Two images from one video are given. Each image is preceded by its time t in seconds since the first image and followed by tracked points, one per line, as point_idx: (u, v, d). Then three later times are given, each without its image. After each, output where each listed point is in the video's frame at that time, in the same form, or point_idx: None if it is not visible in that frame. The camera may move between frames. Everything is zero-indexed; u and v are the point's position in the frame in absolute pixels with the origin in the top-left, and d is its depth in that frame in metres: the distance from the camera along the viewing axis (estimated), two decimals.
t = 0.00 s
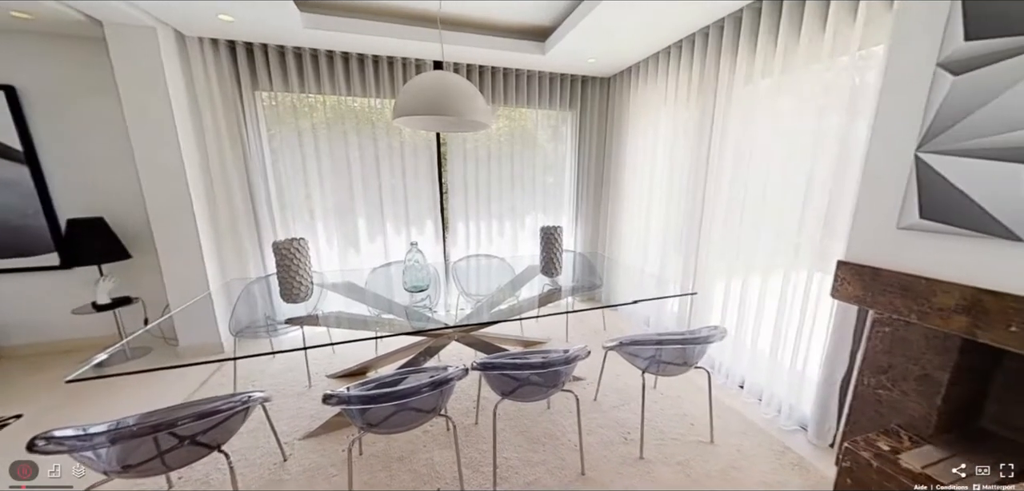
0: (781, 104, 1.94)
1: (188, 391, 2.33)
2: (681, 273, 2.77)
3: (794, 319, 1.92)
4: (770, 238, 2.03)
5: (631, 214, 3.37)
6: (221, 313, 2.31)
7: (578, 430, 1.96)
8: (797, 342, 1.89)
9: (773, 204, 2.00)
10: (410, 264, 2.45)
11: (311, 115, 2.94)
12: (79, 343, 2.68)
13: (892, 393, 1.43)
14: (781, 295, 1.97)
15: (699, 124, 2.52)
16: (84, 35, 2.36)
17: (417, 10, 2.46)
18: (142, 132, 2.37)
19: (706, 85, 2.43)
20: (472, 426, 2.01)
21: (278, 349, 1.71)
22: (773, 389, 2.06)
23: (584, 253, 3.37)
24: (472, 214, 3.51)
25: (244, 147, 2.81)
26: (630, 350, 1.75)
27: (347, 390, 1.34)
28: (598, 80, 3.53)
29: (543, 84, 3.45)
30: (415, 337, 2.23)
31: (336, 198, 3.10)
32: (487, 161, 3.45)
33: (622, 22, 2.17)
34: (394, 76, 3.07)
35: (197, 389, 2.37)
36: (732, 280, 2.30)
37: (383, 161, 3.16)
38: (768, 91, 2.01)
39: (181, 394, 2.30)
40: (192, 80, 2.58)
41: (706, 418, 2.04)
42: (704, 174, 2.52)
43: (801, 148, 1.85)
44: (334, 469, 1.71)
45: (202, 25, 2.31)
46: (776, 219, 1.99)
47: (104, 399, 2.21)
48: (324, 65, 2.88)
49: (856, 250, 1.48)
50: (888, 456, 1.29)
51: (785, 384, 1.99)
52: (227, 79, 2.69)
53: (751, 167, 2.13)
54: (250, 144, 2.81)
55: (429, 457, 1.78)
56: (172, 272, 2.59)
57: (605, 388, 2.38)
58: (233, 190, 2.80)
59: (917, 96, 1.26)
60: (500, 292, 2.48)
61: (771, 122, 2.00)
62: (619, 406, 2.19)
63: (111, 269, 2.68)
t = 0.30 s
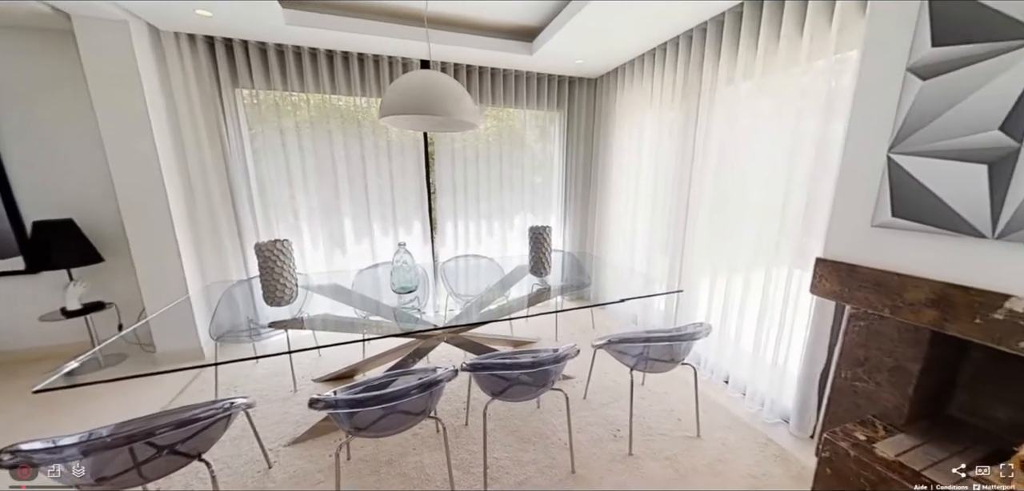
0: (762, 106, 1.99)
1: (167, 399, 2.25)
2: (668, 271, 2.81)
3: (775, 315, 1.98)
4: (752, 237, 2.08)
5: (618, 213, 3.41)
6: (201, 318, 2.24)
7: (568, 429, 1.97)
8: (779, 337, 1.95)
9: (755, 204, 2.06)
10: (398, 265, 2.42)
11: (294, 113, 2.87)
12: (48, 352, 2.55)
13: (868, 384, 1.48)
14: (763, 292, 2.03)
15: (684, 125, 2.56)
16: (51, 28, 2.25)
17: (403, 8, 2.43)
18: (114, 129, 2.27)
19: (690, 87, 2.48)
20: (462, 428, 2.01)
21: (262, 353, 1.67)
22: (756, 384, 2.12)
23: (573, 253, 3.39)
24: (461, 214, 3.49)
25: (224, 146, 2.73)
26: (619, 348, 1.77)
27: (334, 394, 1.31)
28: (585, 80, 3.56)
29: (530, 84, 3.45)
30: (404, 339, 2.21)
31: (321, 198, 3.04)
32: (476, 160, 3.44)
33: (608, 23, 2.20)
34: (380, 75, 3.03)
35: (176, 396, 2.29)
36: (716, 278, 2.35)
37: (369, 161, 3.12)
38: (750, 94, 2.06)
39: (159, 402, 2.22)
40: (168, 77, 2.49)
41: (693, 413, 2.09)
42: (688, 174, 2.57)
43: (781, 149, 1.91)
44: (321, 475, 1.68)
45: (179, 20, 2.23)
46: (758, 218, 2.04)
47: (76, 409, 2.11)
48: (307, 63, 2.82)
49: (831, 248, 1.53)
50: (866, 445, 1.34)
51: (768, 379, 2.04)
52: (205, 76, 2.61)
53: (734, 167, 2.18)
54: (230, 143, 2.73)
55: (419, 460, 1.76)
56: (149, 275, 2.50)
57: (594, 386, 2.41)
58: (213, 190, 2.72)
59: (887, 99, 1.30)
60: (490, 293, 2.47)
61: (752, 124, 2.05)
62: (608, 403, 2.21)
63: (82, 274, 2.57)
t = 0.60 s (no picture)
0: (744, 108, 2.04)
1: (144, 408, 2.16)
2: (654, 270, 2.86)
3: (757, 311, 2.03)
4: (736, 235, 2.13)
5: (606, 213, 3.45)
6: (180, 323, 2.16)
7: (558, 427, 1.99)
8: (762, 333, 2.00)
9: (738, 203, 2.11)
10: (386, 266, 2.39)
11: (277, 112, 2.80)
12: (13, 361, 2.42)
13: (846, 377, 1.54)
14: (746, 289, 2.08)
15: (670, 125, 2.61)
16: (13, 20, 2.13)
17: (389, 6, 2.40)
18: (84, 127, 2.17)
19: (675, 88, 2.52)
20: (452, 429, 1.99)
21: (244, 358, 1.62)
22: (740, 379, 2.17)
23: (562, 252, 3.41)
24: (449, 214, 3.47)
25: (203, 145, 2.64)
26: (607, 346, 1.79)
27: (320, 398, 1.28)
28: (572, 81, 3.58)
29: (518, 84, 3.45)
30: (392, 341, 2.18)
31: (306, 199, 2.98)
32: (464, 160, 3.42)
33: (595, 24, 2.22)
34: (366, 73, 2.98)
35: (153, 405, 2.20)
36: (701, 276, 2.40)
37: (355, 161, 3.07)
38: (732, 96, 2.11)
39: (136, 411, 2.14)
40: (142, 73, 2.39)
41: (680, 409, 2.13)
42: (674, 174, 2.62)
43: (762, 150, 1.97)
44: (307, 481, 1.64)
45: (153, 14, 2.15)
46: (742, 217, 2.10)
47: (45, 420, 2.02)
48: (290, 60, 2.75)
49: (810, 245, 1.57)
50: (844, 436, 1.39)
51: (751, 374, 2.10)
52: (182, 72, 2.52)
53: (718, 168, 2.23)
54: (210, 142, 2.65)
55: (409, 463, 1.75)
56: (123, 279, 2.41)
57: (584, 384, 2.43)
58: (192, 191, 2.63)
59: (860, 102, 1.34)
60: (479, 293, 2.46)
61: (735, 125, 2.10)
62: (597, 401, 2.23)
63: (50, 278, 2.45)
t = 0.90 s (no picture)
0: (727, 109, 2.09)
1: (119, 417, 2.08)
2: (642, 268, 2.90)
3: (741, 308, 2.09)
4: (721, 233, 2.18)
5: (594, 212, 3.47)
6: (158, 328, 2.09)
7: (548, 426, 1.99)
8: (745, 329, 2.06)
9: (722, 202, 2.16)
10: (373, 268, 2.36)
11: (259, 110, 2.73)
12: None
13: (825, 370, 1.59)
14: (730, 286, 2.13)
15: (655, 126, 2.65)
16: None
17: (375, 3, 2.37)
18: (52, 124, 2.07)
19: (660, 89, 2.56)
20: (442, 431, 1.98)
21: (225, 364, 1.57)
22: (726, 374, 2.22)
23: (551, 252, 3.42)
24: (438, 214, 3.45)
25: (180, 144, 2.55)
26: (596, 345, 1.81)
27: (306, 403, 1.26)
28: (560, 81, 3.60)
29: (506, 84, 3.45)
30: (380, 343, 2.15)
31: (290, 199, 2.91)
32: (452, 160, 3.40)
33: (582, 25, 2.24)
34: (351, 71, 2.93)
35: (129, 413, 2.12)
36: (687, 274, 2.44)
37: (341, 161, 3.01)
38: (716, 97, 2.16)
39: (110, 420, 2.05)
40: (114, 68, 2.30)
41: (668, 405, 2.16)
42: (660, 174, 2.66)
43: (744, 151, 2.02)
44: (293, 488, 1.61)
45: (126, 7, 2.07)
46: (726, 216, 2.14)
47: (11, 433, 1.92)
48: (273, 57, 2.69)
49: (790, 243, 1.62)
50: (823, 427, 1.43)
51: (735, 369, 2.16)
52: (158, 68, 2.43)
53: (702, 168, 2.28)
54: (188, 141, 2.57)
55: (398, 466, 1.73)
56: (96, 283, 2.31)
57: (573, 383, 2.44)
58: (169, 191, 2.54)
59: (836, 104, 1.39)
60: (469, 293, 2.45)
61: (719, 126, 2.15)
62: (587, 399, 2.25)
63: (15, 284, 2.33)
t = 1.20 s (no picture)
0: (714, 110, 2.13)
1: (96, 426, 2.01)
2: (632, 267, 2.93)
3: (728, 305, 2.13)
4: (708, 233, 2.22)
5: (585, 212, 3.50)
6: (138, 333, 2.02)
7: (541, 425, 2.00)
8: (732, 326, 2.10)
9: (709, 202, 2.20)
10: (362, 269, 2.33)
11: (243, 108, 2.67)
12: None
13: (809, 365, 1.63)
14: (718, 284, 2.17)
15: (644, 126, 2.68)
16: None
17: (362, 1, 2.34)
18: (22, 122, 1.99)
19: (648, 90, 2.60)
20: (433, 432, 1.97)
21: (209, 369, 1.52)
22: (714, 371, 2.26)
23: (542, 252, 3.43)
24: (428, 214, 3.42)
25: (160, 143, 2.48)
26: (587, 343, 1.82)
27: (295, 408, 1.23)
28: (550, 82, 3.61)
29: (496, 84, 3.45)
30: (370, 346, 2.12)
31: (276, 200, 2.86)
32: (442, 160, 3.38)
33: (571, 25, 2.25)
34: (338, 70, 2.89)
35: (108, 421, 2.05)
36: (676, 272, 2.48)
37: (328, 161, 2.97)
38: (703, 98, 2.20)
39: (88, 429, 1.98)
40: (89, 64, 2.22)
41: (658, 403, 2.19)
42: (649, 174, 2.69)
43: (730, 151, 2.06)
44: None
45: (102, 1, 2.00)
46: (713, 215, 2.18)
47: None
48: (257, 55, 2.63)
49: (774, 242, 1.65)
50: (808, 420, 1.47)
51: (723, 365, 2.20)
52: (135, 65, 2.35)
53: (690, 168, 2.32)
54: (168, 140, 2.49)
55: (389, 469, 1.71)
56: (71, 287, 2.23)
57: (565, 382, 2.46)
58: (149, 191, 2.46)
59: (817, 105, 1.43)
60: (460, 294, 2.44)
61: (706, 126, 2.18)
62: (578, 398, 2.27)
63: None
